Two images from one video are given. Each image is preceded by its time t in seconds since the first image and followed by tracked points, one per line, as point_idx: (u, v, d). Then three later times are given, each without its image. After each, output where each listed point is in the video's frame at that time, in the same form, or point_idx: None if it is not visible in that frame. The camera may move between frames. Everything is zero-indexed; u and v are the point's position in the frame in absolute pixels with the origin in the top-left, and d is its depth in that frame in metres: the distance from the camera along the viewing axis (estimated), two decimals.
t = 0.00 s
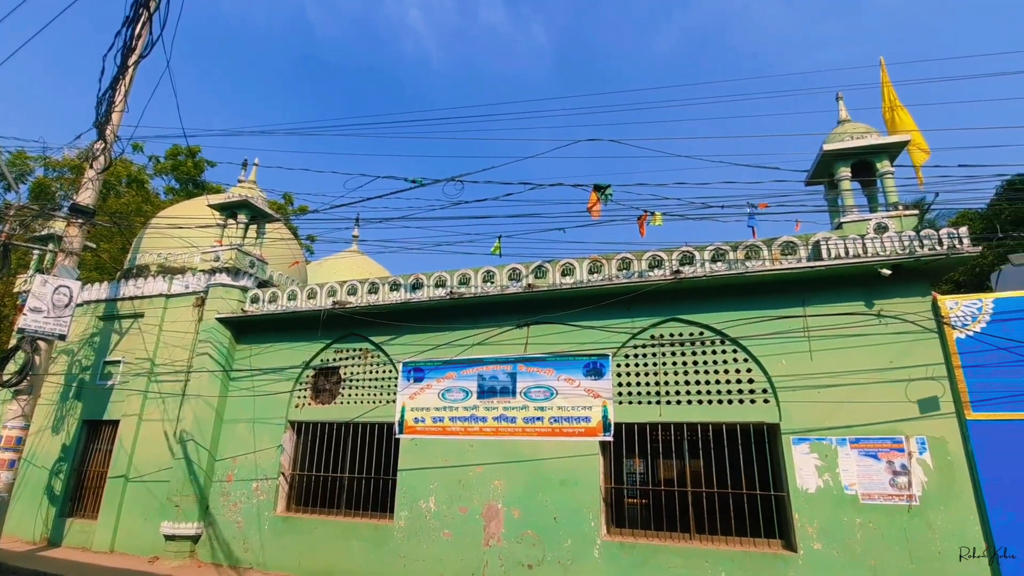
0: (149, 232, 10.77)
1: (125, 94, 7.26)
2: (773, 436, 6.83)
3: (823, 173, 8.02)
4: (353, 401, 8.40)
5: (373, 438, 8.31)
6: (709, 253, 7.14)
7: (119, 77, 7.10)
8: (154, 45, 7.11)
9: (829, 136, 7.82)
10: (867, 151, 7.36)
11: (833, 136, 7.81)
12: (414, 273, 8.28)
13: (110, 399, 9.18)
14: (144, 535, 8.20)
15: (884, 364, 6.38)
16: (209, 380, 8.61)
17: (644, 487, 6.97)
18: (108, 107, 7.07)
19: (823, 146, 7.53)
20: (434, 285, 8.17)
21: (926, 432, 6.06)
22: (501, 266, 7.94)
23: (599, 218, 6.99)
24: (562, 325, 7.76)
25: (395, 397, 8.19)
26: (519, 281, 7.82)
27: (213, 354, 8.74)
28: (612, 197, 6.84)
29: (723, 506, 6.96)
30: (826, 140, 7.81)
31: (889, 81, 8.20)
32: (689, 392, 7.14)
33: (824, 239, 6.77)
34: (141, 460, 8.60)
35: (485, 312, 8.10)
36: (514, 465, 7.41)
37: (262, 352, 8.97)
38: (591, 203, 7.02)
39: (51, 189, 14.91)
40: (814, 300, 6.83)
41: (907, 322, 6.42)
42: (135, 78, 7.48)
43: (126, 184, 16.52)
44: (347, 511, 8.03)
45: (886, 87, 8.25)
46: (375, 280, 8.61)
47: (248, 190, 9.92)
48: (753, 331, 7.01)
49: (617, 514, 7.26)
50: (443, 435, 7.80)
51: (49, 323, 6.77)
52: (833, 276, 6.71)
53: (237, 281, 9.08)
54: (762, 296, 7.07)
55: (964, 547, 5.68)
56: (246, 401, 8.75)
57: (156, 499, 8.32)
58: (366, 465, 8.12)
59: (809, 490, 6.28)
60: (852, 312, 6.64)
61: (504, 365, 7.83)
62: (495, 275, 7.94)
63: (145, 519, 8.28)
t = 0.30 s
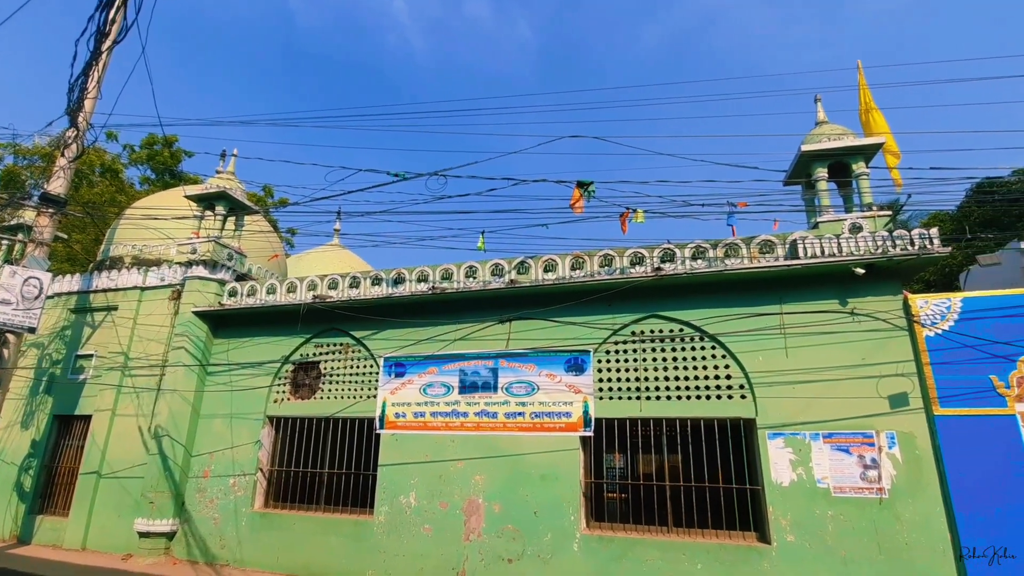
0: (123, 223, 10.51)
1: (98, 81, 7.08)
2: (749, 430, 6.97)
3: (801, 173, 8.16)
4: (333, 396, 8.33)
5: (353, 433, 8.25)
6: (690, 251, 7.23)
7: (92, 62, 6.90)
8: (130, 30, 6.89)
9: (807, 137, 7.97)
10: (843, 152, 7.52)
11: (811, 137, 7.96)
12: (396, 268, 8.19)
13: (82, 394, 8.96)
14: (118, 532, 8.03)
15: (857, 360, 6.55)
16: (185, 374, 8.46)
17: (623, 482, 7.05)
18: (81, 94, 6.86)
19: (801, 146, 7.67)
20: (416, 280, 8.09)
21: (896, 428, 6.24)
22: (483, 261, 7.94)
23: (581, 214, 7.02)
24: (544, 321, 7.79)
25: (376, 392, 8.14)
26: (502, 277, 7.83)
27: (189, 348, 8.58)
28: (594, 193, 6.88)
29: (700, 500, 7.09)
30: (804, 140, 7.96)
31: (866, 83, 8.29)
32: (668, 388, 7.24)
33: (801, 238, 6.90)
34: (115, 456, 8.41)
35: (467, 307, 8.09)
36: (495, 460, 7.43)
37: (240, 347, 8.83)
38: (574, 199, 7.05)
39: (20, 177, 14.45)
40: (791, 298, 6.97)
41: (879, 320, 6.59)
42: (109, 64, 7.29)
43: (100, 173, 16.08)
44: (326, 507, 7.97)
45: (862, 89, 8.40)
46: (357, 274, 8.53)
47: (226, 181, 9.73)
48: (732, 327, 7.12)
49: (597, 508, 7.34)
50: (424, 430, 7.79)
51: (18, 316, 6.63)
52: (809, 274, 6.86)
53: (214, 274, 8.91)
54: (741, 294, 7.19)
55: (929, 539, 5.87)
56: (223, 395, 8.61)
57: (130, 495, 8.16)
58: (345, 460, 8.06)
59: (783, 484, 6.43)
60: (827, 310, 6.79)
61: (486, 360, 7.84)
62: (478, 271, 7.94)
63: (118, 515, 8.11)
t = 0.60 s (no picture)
0: (92, 211, 10.19)
1: (67, 63, 6.82)
2: (722, 425, 7.11)
3: (776, 174, 8.33)
4: (309, 390, 8.23)
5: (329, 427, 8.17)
6: (668, 248, 7.34)
7: (61, 43, 6.66)
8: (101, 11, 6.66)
9: (783, 138, 8.13)
10: (817, 154, 7.69)
11: (786, 139, 8.12)
12: (375, 261, 8.15)
13: (47, 386, 8.68)
14: (85, 528, 7.83)
15: (827, 357, 6.73)
16: (155, 366, 8.26)
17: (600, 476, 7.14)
18: (48, 76, 6.62)
19: (777, 147, 7.82)
20: (395, 274, 8.08)
21: (862, 423, 6.44)
22: (463, 256, 7.91)
23: (562, 210, 7.05)
24: (523, 316, 7.82)
25: (353, 386, 8.07)
26: (482, 271, 7.82)
27: (161, 341, 8.37)
28: (575, 189, 6.92)
29: (675, 494, 7.21)
30: (780, 142, 8.12)
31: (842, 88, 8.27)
32: (645, 383, 7.34)
33: (775, 237, 7.06)
34: (82, 450, 8.18)
35: (446, 302, 8.07)
36: (473, 454, 7.43)
37: (213, 339, 8.66)
38: (555, 195, 7.07)
39: None
40: (765, 296, 7.13)
41: (848, 318, 6.78)
42: (78, 45, 7.03)
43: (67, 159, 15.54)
44: (301, 502, 7.88)
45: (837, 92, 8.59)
46: (335, 267, 8.44)
47: (201, 170, 9.51)
48: (708, 324, 7.25)
49: (573, 502, 7.41)
50: (401, 425, 7.75)
51: None
52: (782, 273, 7.02)
53: (187, 265, 8.71)
54: (717, 291, 7.32)
55: (893, 530, 6.08)
56: (196, 389, 8.44)
57: (97, 491, 7.95)
58: (321, 455, 7.98)
59: (754, 477, 6.57)
60: (799, 308, 6.96)
61: (464, 355, 7.84)
62: (457, 265, 7.90)
63: (85, 511, 7.91)
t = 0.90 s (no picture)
0: (65, 199, 9.92)
1: (40, 47, 6.58)
2: (701, 420, 7.22)
3: (757, 173, 8.44)
4: (290, 383, 8.15)
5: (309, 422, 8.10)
6: (650, 245, 7.41)
7: (34, 27, 6.43)
8: None
9: (764, 138, 8.24)
10: (797, 154, 7.82)
11: (767, 138, 8.24)
12: (358, 254, 8.09)
13: (18, 379, 8.46)
14: (58, 524, 7.68)
15: (803, 354, 6.87)
16: (131, 359, 8.10)
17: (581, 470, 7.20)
18: (20, 61, 6.40)
19: (759, 146, 7.92)
20: (378, 267, 8.02)
21: (836, 418, 6.60)
22: (446, 250, 7.92)
23: (546, 205, 7.05)
24: (506, 311, 7.83)
25: (334, 380, 8.01)
26: (465, 266, 7.82)
27: (137, 333, 8.20)
28: (559, 185, 6.93)
29: (654, 487, 7.31)
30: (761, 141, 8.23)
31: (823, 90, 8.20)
32: (626, 378, 7.41)
33: (755, 235, 7.17)
34: (54, 445, 8.00)
35: (429, 296, 8.05)
36: (454, 448, 7.44)
37: (191, 332, 8.51)
38: (538, 190, 7.08)
39: None
40: (744, 293, 7.25)
41: (824, 315, 6.93)
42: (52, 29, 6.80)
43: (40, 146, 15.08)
44: (281, 496, 7.82)
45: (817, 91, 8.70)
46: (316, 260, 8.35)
47: (179, 159, 9.29)
48: (688, 320, 7.34)
49: (554, 495, 7.47)
50: (383, 419, 7.72)
51: None
52: (761, 271, 7.14)
53: (164, 256, 8.53)
54: (698, 288, 7.41)
55: (864, 522, 6.26)
56: (173, 382, 8.30)
57: (71, 486, 7.79)
58: (301, 449, 7.91)
59: (731, 471, 6.70)
60: (777, 306, 7.09)
61: (447, 349, 7.83)
62: (441, 259, 7.90)
63: (58, 506, 7.75)
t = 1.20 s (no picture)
0: (35, 187, 9.62)
1: (11, 30, 6.35)
2: (680, 416, 7.32)
3: (737, 173, 8.57)
4: (268, 377, 8.05)
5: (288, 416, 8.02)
6: (633, 241, 7.50)
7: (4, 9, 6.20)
8: None
9: (744, 137, 8.35)
10: (776, 154, 7.94)
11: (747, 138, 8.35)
12: (339, 247, 8.03)
13: None
14: (27, 519, 7.50)
15: (780, 350, 7.00)
16: (105, 352, 7.90)
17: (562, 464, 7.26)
18: None
19: (740, 146, 8.03)
20: (359, 261, 7.99)
21: (810, 413, 6.74)
22: (429, 244, 7.90)
23: (529, 201, 7.07)
24: (488, 306, 7.83)
25: (314, 374, 7.94)
26: (448, 260, 7.82)
27: (110, 325, 8.00)
28: (543, 180, 6.94)
29: (633, 481, 7.41)
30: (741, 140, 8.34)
31: (804, 91, 8.31)
32: (607, 373, 7.47)
33: (735, 233, 7.29)
34: (24, 439, 7.80)
35: (411, 290, 8.01)
36: (436, 443, 7.43)
37: (167, 324, 8.33)
38: (522, 185, 7.09)
39: None
40: (723, 290, 7.36)
41: (800, 312, 7.07)
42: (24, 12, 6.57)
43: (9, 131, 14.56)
44: (259, 491, 7.73)
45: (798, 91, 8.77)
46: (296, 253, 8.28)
47: (156, 148, 9.08)
48: (669, 317, 7.43)
49: (535, 489, 7.51)
50: (364, 414, 7.68)
51: None
52: (740, 269, 7.26)
53: (139, 246, 8.34)
54: (679, 285, 7.50)
55: (835, 514, 6.43)
56: (148, 375, 8.13)
57: (41, 481, 7.61)
58: (280, 443, 7.83)
59: (708, 465, 6.82)
60: (755, 303, 7.22)
61: (429, 344, 7.81)
62: (424, 253, 7.88)
63: (28, 502, 7.56)
